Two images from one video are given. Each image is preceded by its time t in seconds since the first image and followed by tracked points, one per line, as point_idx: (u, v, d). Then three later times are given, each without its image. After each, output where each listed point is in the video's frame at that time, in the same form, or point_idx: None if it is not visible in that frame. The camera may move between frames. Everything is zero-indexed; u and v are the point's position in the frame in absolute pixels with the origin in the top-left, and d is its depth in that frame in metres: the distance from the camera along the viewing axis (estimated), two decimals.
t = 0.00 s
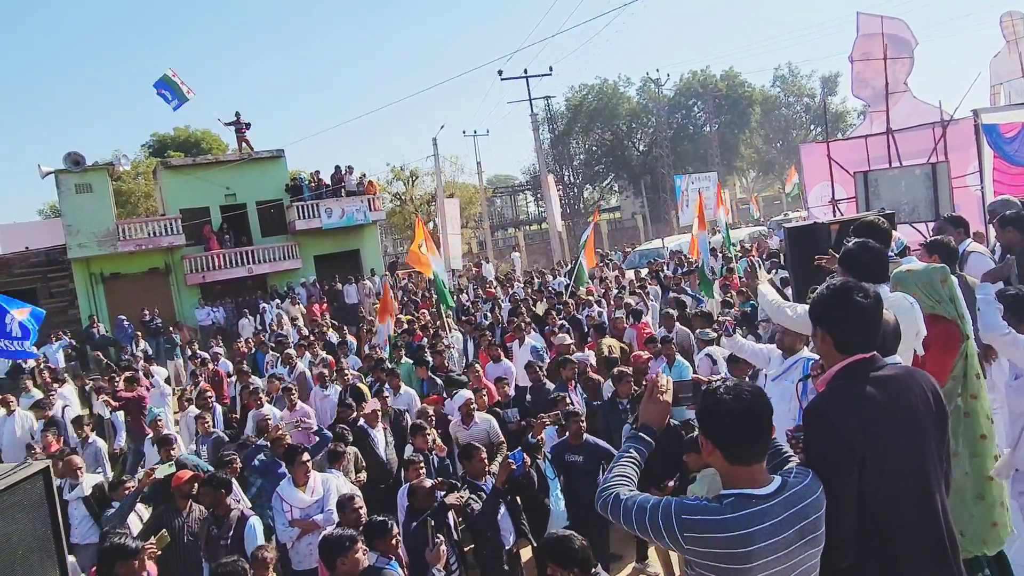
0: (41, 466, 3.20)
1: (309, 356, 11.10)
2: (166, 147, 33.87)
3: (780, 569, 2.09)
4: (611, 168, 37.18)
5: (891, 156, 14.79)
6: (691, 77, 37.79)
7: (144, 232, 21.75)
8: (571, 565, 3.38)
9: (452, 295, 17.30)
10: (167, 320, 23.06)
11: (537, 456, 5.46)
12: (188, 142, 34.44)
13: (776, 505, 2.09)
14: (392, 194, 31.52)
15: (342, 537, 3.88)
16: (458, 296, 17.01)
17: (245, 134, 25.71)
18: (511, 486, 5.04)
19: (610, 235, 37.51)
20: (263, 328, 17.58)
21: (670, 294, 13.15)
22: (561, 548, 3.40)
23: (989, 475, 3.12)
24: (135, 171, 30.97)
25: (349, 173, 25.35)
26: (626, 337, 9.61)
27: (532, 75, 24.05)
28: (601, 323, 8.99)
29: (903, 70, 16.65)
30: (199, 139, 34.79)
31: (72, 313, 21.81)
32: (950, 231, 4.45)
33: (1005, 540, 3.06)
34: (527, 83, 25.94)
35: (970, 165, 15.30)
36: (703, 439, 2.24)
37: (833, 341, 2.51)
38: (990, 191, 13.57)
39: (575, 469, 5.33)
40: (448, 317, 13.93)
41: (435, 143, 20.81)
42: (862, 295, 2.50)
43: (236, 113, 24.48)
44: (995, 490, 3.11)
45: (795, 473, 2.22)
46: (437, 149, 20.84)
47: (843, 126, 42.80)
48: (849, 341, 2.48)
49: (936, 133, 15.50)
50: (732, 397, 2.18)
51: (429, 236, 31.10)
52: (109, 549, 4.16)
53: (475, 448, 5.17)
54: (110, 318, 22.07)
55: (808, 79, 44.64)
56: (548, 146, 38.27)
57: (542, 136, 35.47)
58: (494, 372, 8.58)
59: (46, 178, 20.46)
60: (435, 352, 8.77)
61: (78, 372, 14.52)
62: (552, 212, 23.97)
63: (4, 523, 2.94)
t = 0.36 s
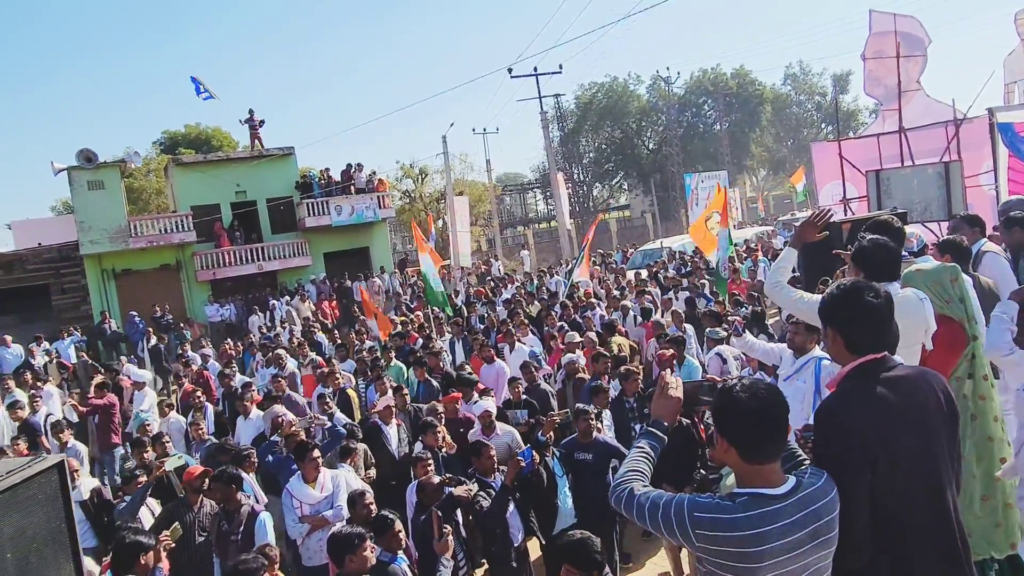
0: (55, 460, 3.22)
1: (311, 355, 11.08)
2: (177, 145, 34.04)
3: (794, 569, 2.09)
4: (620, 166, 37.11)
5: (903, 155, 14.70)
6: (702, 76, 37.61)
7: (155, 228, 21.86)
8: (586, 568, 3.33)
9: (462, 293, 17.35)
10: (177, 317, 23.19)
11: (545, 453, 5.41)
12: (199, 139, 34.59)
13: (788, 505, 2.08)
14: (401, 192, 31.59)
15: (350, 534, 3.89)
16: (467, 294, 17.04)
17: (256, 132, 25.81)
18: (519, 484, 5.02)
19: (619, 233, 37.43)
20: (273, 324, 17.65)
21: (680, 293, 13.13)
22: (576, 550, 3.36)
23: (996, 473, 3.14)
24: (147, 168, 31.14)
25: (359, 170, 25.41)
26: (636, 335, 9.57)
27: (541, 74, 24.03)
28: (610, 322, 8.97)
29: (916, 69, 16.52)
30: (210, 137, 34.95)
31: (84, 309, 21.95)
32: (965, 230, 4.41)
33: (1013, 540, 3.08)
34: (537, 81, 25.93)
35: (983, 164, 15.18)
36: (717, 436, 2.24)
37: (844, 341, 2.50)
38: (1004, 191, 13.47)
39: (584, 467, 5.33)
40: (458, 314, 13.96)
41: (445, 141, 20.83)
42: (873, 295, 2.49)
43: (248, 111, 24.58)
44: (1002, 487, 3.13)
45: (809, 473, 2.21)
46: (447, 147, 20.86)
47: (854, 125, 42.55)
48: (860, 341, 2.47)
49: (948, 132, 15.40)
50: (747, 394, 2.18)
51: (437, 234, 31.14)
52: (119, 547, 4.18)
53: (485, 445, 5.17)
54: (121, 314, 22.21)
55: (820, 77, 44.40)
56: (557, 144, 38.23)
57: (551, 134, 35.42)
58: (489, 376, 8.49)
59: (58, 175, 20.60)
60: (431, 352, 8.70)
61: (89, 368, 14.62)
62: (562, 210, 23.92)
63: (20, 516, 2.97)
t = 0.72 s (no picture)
0: (63, 453, 3.23)
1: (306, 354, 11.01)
2: (185, 140, 34.14)
3: (805, 569, 2.07)
4: (627, 164, 37.07)
5: (912, 153, 14.62)
6: (709, 74, 37.43)
7: (162, 224, 21.93)
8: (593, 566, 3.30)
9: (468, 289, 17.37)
10: (184, 312, 23.27)
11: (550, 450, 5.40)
12: (207, 135, 34.68)
13: (799, 505, 2.06)
14: (407, 188, 31.61)
15: (356, 530, 3.89)
16: (473, 290, 17.04)
17: (263, 128, 25.84)
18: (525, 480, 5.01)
19: (625, 231, 37.37)
20: (279, 320, 17.69)
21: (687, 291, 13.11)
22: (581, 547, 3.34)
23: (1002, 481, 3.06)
24: (154, 163, 31.25)
25: (365, 167, 25.42)
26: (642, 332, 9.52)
27: (548, 71, 23.98)
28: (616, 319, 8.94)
29: (926, 67, 16.41)
30: (218, 133, 35.03)
31: (91, 304, 22.04)
32: (979, 228, 4.36)
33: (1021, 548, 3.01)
34: (544, 79, 25.89)
35: (993, 163, 15.09)
36: (725, 434, 2.22)
37: (852, 340, 2.48)
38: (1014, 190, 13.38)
39: (590, 464, 5.32)
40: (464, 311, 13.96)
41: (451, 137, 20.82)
42: (882, 294, 2.47)
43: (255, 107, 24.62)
44: (1009, 496, 3.06)
45: (820, 473, 2.19)
46: (453, 143, 20.85)
47: (863, 124, 42.37)
48: (869, 340, 2.43)
49: (958, 131, 15.30)
50: (756, 391, 2.16)
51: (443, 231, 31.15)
52: (125, 541, 4.18)
53: (491, 441, 5.16)
54: (128, 309, 22.29)
55: (828, 76, 44.22)
56: (564, 142, 38.22)
57: (558, 132, 35.39)
58: (487, 379, 8.34)
59: (66, 170, 20.67)
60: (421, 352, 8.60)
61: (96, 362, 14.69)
62: (568, 207, 23.88)
63: (29, 508, 2.98)
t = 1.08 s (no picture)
0: (64, 447, 3.22)
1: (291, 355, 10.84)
2: (188, 136, 34.11)
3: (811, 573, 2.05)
4: (629, 163, 37.00)
5: (916, 153, 14.58)
6: (713, 72, 37.31)
7: (165, 219, 21.94)
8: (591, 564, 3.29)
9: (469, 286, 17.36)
10: (186, 307, 23.26)
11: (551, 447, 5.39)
12: (209, 130, 34.65)
13: (805, 507, 2.05)
14: (409, 185, 31.59)
15: (362, 527, 3.88)
16: (474, 287, 17.03)
17: (267, 123, 25.84)
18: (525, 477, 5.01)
19: (627, 230, 37.37)
20: (280, 316, 17.68)
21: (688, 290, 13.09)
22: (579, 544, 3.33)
23: (1001, 493, 2.96)
24: (157, 159, 31.24)
25: (368, 163, 25.39)
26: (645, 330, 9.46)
27: (551, 67, 23.97)
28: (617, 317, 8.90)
29: (930, 66, 16.34)
30: (220, 128, 34.99)
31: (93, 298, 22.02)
32: (990, 228, 4.32)
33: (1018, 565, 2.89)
34: (547, 76, 25.88)
35: (997, 163, 15.05)
36: (727, 434, 2.20)
37: (852, 341, 2.46)
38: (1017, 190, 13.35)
39: (591, 462, 5.31)
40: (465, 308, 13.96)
41: (454, 134, 20.80)
42: (883, 294, 2.46)
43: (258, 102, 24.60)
44: (1009, 507, 2.95)
45: (824, 474, 2.18)
46: (455, 140, 20.84)
47: (866, 124, 42.30)
48: (870, 340, 2.42)
49: (962, 131, 15.27)
50: (756, 387, 2.16)
51: (445, 228, 31.13)
52: (125, 536, 4.17)
53: (491, 438, 5.16)
54: (130, 304, 22.28)
55: (831, 75, 44.15)
56: (567, 139, 38.20)
57: (560, 130, 35.36)
58: (478, 380, 8.16)
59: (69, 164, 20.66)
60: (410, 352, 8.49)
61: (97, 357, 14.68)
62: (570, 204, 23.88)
63: (29, 501, 2.96)
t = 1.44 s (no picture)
0: (65, 441, 3.21)
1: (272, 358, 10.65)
2: (190, 130, 34.10)
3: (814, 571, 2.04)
4: (631, 160, 36.91)
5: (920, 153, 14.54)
6: (716, 70, 37.18)
7: (166, 213, 21.94)
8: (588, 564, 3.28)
9: (471, 283, 17.35)
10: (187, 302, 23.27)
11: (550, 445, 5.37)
12: (211, 125, 34.61)
13: (810, 504, 2.04)
14: (411, 181, 31.59)
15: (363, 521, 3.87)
16: (476, 284, 17.02)
17: (269, 118, 25.81)
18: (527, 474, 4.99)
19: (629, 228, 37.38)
20: (281, 311, 17.67)
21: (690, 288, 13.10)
22: (576, 544, 3.32)
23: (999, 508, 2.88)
24: (158, 153, 31.22)
25: (370, 159, 25.37)
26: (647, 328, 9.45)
27: (554, 64, 23.98)
28: (618, 315, 8.88)
29: (935, 65, 16.29)
30: (222, 123, 34.95)
31: (94, 292, 22.02)
32: (996, 228, 4.30)
33: None
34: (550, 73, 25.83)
35: (1000, 164, 15.02)
36: (729, 432, 2.19)
37: (851, 342, 2.41)
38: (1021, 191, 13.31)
39: (592, 459, 5.29)
40: (467, 305, 13.97)
41: (457, 131, 20.77)
42: (876, 292, 2.42)
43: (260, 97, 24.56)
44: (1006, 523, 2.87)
45: (827, 473, 2.16)
46: (458, 137, 20.83)
47: (869, 123, 42.21)
48: (867, 340, 2.37)
49: (965, 131, 15.23)
50: (758, 385, 2.15)
51: (447, 224, 31.13)
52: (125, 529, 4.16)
53: (492, 435, 5.15)
54: (131, 298, 22.28)
55: (835, 73, 44.06)
56: (569, 136, 38.15)
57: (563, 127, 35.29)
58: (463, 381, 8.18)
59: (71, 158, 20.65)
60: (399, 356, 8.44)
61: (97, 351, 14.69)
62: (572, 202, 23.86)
63: (30, 495, 2.96)
